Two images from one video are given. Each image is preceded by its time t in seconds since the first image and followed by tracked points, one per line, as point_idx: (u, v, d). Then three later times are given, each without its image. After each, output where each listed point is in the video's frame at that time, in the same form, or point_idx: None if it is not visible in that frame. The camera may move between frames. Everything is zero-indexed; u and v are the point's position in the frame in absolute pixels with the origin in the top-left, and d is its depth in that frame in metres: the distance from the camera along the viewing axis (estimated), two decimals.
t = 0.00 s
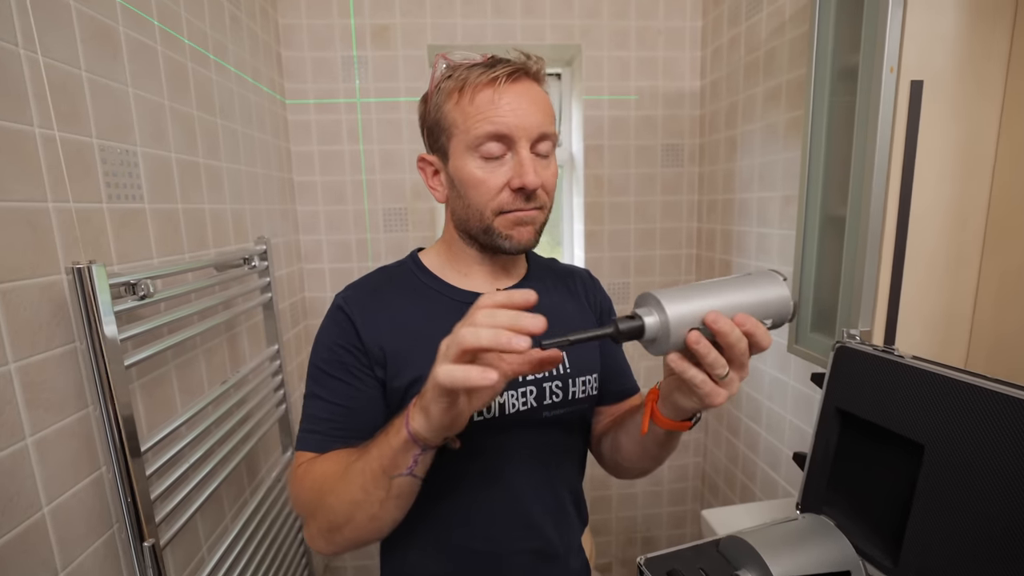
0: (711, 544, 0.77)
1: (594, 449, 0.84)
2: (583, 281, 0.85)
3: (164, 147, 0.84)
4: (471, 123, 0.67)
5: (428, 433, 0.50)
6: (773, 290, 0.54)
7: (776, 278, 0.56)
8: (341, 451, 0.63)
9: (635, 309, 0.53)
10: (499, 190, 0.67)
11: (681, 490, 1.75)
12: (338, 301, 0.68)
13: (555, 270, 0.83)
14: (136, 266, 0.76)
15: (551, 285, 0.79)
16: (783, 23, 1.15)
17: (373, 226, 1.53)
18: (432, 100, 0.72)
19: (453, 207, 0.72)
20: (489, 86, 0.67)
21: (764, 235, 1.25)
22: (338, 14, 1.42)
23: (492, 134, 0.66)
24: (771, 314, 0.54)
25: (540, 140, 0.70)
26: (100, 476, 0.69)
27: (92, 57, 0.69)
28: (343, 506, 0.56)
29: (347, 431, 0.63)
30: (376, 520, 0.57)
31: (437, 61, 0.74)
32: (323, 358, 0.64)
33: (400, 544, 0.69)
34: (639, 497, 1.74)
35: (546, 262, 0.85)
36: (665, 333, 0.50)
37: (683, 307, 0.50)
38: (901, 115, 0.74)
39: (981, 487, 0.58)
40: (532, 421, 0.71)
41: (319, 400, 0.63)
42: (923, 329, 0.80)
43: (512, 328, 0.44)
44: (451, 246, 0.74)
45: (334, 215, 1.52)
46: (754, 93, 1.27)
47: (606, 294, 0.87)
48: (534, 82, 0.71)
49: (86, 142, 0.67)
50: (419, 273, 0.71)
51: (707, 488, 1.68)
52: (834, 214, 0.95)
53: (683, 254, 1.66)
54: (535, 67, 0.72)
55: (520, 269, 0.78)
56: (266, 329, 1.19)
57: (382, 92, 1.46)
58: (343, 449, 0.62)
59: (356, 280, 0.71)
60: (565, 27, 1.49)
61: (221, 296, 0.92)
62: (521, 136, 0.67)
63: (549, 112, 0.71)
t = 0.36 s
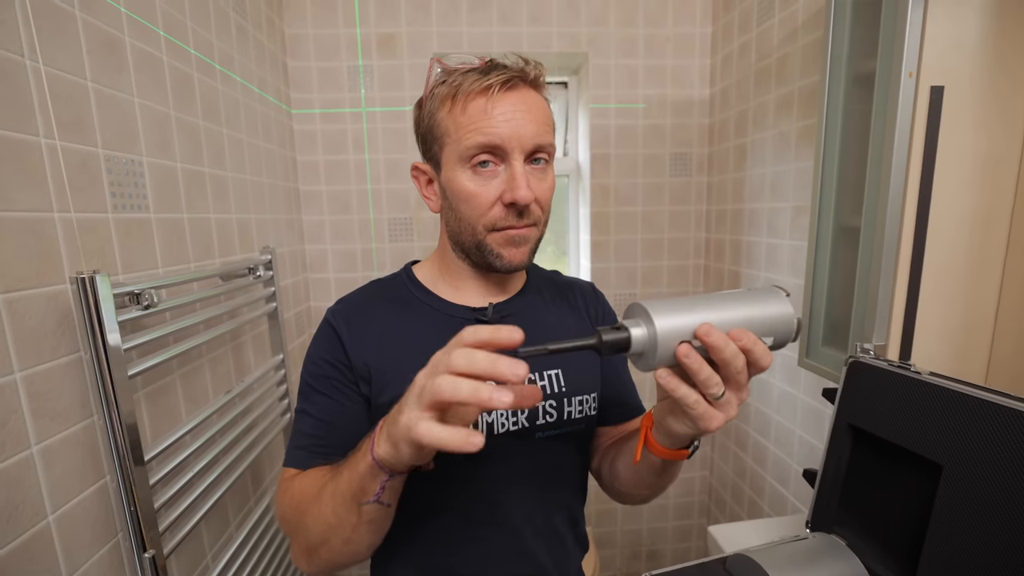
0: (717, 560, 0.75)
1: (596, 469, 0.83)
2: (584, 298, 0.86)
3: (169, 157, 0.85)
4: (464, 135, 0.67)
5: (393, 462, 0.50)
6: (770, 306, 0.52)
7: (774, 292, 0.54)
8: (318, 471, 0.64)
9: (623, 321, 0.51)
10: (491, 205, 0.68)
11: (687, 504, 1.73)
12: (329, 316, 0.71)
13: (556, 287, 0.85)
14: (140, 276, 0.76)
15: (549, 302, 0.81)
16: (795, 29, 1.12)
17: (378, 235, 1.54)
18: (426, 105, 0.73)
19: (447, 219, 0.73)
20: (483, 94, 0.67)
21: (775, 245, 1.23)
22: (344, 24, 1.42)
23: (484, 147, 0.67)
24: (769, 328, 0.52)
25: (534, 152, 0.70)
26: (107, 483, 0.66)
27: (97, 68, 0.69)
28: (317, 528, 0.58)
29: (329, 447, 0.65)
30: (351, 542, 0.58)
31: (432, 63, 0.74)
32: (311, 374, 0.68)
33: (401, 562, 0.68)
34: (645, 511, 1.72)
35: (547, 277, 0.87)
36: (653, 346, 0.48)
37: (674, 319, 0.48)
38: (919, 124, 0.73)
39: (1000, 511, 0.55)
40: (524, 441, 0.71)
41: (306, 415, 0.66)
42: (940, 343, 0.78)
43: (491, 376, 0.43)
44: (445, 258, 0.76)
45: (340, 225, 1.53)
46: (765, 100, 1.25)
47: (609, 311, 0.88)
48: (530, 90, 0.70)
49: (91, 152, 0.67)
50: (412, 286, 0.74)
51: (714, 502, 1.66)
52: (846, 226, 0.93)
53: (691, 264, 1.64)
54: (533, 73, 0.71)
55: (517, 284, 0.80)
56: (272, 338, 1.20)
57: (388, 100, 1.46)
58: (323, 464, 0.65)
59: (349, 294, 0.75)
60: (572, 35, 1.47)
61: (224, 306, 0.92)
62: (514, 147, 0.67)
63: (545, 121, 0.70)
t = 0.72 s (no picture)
0: (723, 564, 0.74)
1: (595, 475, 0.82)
2: (585, 299, 0.85)
3: (170, 157, 0.84)
4: (460, 129, 0.66)
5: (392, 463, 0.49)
6: (752, 302, 0.51)
7: (751, 288, 0.54)
8: (314, 477, 0.64)
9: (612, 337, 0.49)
10: (488, 203, 0.67)
11: (692, 505, 1.71)
12: (322, 318, 0.71)
13: (557, 288, 0.84)
14: (140, 276, 0.75)
15: (550, 304, 0.80)
16: (804, 23, 1.10)
17: (381, 235, 1.53)
18: (421, 97, 0.71)
19: (443, 217, 0.72)
20: (479, 85, 0.66)
21: (782, 244, 1.21)
22: (346, 22, 1.41)
23: (481, 141, 0.66)
24: (755, 325, 0.51)
25: (533, 146, 0.69)
26: (106, 487, 0.64)
27: (96, 67, 0.69)
28: (314, 534, 0.57)
29: (321, 454, 0.66)
30: (349, 549, 0.57)
31: (427, 54, 0.73)
32: (304, 378, 0.68)
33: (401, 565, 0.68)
34: (650, 513, 1.71)
35: (548, 278, 0.85)
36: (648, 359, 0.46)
37: (664, 328, 0.47)
38: (934, 118, 0.71)
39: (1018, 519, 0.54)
40: (522, 448, 0.70)
41: (297, 420, 0.67)
42: (953, 344, 0.76)
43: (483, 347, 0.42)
44: (442, 259, 0.75)
45: (343, 225, 1.52)
46: (773, 96, 1.23)
47: (611, 312, 0.87)
48: (529, 80, 0.69)
49: (90, 152, 0.67)
50: (408, 288, 0.74)
51: (720, 504, 1.65)
52: (856, 224, 0.91)
53: (697, 263, 1.62)
54: (531, 63, 0.69)
55: (517, 285, 0.79)
56: (274, 339, 1.19)
57: (390, 100, 1.45)
58: (312, 472, 0.65)
59: (342, 294, 0.74)
60: (576, 31, 1.46)
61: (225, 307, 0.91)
62: (512, 141, 0.66)
63: (544, 113, 0.69)
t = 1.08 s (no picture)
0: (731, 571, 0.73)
1: (596, 478, 0.81)
2: (586, 300, 0.84)
3: (170, 156, 0.84)
4: (457, 127, 0.65)
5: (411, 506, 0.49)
6: (771, 333, 0.49)
7: (775, 315, 0.51)
8: (314, 497, 0.63)
9: (617, 362, 0.48)
10: (486, 203, 0.66)
11: (698, 507, 1.70)
12: (315, 323, 0.70)
13: (556, 289, 0.83)
14: (140, 276, 0.74)
15: (549, 306, 0.78)
16: (812, 19, 1.08)
17: (384, 234, 1.53)
18: (416, 93, 0.70)
19: (439, 216, 0.71)
20: (477, 81, 0.65)
21: (789, 243, 1.19)
22: (349, 20, 1.40)
23: (479, 139, 0.65)
24: (773, 360, 0.49)
25: (533, 145, 0.67)
26: (104, 490, 0.64)
27: (94, 66, 0.68)
28: (319, 558, 0.57)
29: (319, 460, 0.66)
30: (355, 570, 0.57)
31: (422, 47, 0.71)
32: (299, 385, 0.67)
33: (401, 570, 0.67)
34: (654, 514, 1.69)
35: (547, 278, 0.84)
36: (650, 392, 0.45)
37: (672, 360, 0.46)
38: (948, 114, 0.69)
39: None
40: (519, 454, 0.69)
41: (293, 429, 0.66)
42: (968, 347, 0.74)
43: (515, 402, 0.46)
44: (439, 260, 0.74)
45: (346, 224, 1.52)
46: (780, 94, 1.21)
47: (612, 314, 0.86)
48: (528, 76, 0.67)
49: (88, 151, 0.66)
50: (404, 290, 0.73)
51: (726, 506, 1.63)
52: (866, 224, 0.90)
53: (702, 262, 1.60)
54: (530, 58, 0.68)
55: (516, 286, 0.77)
56: (276, 340, 1.18)
57: (392, 98, 1.44)
58: (314, 489, 0.65)
59: (335, 298, 0.73)
60: (580, 29, 1.44)
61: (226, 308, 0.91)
62: (511, 139, 0.65)
63: (544, 110, 0.68)
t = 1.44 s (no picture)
0: None
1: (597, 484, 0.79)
2: (586, 304, 0.83)
3: (173, 158, 0.83)
4: (452, 132, 0.65)
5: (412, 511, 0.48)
6: (773, 335, 0.48)
7: (778, 314, 0.50)
8: (314, 504, 0.63)
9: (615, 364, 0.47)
10: (483, 208, 0.65)
11: (703, 512, 1.68)
12: (313, 329, 0.69)
13: (556, 292, 0.82)
14: (141, 278, 0.74)
15: (549, 309, 0.77)
16: (820, 20, 1.07)
17: (388, 236, 1.52)
18: (411, 98, 0.70)
19: (436, 221, 0.71)
20: (472, 86, 0.64)
21: (796, 246, 1.18)
22: (354, 22, 1.40)
23: (474, 144, 0.64)
24: (777, 359, 0.48)
25: (529, 149, 0.67)
26: (103, 494, 0.63)
27: (97, 67, 0.68)
28: (318, 566, 0.56)
29: (318, 465, 0.65)
30: None
31: (416, 51, 0.71)
32: (297, 391, 0.67)
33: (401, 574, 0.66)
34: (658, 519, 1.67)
35: (546, 281, 0.83)
36: (649, 392, 0.44)
37: (671, 361, 0.45)
38: (961, 117, 0.67)
39: None
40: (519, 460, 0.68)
41: (291, 435, 0.66)
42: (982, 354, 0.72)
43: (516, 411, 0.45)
44: (436, 265, 0.74)
45: (349, 225, 1.51)
46: (787, 96, 1.19)
47: (613, 317, 0.85)
48: (524, 79, 0.67)
49: (90, 153, 0.66)
50: (402, 295, 0.72)
51: (731, 511, 1.61)
52: (876, 228, 0.88)
53: (708, 265, 1.58)
54: (526, 61, 0.67)
55: (515, 290, 0.77)
56: (278, 341, 1.18)
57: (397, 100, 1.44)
58: (311, 497, 0.64)
59: (333, 303, 0.73)
60: (586, 30, 1.43)
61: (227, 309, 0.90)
62: (507, 144, 0.64)
63: (540, 113, 0.67)
